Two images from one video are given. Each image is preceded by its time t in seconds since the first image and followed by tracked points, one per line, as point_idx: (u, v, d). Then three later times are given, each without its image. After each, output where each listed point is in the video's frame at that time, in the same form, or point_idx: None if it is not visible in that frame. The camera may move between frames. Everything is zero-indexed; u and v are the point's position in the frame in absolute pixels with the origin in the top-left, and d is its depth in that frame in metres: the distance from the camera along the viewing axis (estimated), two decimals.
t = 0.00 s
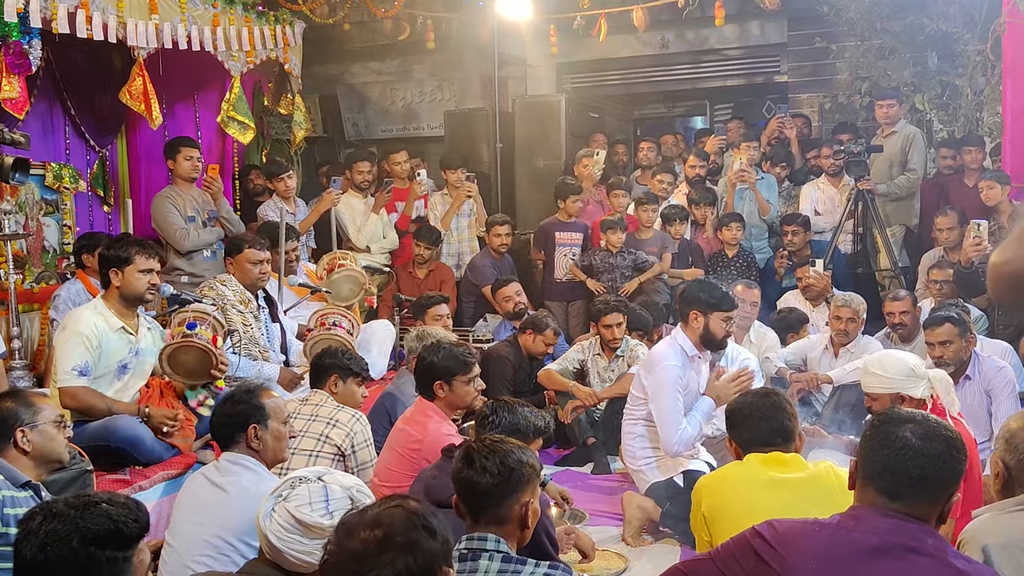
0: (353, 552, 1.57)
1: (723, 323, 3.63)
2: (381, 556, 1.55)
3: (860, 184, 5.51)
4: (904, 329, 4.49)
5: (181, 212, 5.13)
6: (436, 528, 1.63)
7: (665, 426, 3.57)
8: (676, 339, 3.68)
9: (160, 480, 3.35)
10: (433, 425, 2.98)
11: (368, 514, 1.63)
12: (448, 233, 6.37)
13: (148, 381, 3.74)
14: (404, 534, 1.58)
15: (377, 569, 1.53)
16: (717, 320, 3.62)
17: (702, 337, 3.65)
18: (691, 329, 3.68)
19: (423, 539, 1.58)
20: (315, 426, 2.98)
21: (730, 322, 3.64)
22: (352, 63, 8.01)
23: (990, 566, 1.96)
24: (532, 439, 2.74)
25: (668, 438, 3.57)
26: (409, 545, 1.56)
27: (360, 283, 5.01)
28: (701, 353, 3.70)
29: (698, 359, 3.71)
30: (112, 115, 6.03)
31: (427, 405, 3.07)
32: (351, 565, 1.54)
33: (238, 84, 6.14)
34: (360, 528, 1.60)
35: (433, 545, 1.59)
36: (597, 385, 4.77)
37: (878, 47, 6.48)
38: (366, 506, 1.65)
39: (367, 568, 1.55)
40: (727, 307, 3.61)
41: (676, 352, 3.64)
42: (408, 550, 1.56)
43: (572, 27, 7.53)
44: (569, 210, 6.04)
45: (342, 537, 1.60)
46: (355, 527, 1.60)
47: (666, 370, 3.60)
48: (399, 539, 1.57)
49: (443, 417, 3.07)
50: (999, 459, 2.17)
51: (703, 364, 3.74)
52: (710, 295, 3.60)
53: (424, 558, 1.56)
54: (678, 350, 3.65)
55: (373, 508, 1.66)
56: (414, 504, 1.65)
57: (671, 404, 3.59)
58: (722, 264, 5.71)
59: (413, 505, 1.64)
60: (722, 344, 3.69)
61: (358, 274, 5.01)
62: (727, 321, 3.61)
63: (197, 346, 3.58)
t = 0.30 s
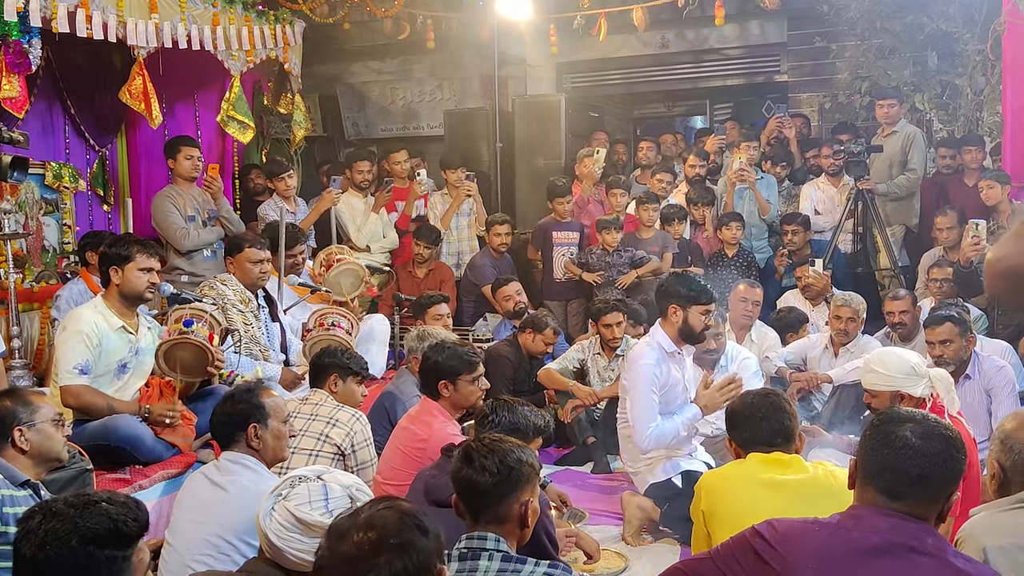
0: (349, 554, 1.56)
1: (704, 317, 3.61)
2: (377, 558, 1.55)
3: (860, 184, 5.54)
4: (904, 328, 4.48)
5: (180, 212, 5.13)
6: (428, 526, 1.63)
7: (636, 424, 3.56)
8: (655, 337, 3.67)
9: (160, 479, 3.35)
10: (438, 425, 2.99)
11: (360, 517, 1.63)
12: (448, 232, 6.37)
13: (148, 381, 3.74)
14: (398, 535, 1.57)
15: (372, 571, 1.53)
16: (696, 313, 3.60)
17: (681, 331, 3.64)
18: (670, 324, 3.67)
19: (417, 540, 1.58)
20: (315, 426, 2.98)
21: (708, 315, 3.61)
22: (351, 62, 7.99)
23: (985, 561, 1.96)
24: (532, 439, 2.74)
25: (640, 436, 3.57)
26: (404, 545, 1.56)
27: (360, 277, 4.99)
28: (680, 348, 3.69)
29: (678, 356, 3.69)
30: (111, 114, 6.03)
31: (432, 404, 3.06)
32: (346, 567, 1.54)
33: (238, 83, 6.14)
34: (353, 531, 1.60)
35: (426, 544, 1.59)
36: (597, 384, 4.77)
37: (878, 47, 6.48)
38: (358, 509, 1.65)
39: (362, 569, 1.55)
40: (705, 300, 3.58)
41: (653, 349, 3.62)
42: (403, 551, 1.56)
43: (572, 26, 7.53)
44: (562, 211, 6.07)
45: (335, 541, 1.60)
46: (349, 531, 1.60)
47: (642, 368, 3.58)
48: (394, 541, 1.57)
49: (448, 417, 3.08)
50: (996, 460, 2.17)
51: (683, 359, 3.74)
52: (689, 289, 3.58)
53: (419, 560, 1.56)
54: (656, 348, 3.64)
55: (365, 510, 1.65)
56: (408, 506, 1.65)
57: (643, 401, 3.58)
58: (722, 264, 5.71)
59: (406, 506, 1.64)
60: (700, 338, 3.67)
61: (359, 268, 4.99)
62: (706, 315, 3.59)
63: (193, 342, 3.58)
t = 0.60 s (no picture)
0: (346, 553, 1.57)
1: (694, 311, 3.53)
2: (373, 557, 1.55)
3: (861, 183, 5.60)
4: (904, 327, 4.48)
5: (181, 211, 5.13)
6: (425, 525, 1.63)
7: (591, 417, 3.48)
8: (643, 334, 3.58)
9: (160, 478, 3.35)
10: (440, 422, 2.99)
11: (356, 516, 1.63)
12: (448, 231, 6.36)
13: (148, 380, 3.73)
14: (394, 533, 1.57)
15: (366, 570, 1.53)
16: (687, 309, 3.51)
17: (672, 327, 3.54)
18: (660, 321, 3.57)
19: (413, 538, 1.58)
20: (315, 425, 2.98)
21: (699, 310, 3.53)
22: (351, 61, 7.98)
23: (978, 555, 1.96)
24: (532, 437, 2.74)
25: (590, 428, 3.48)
26: (400, 544, 1.56)
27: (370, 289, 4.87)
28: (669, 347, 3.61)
29: (665, 357, 3.60)
30: (111, 113, 6.03)
31: (434, 402, 3.07)
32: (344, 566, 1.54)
33: (237, 82, 6.14)
34: (350, 530, 1.60)
35: (423, 542, 1.59)
36: (597, 383, 4.78)
37: (878, 46, 6.48)
38: (354, 507, 1.65)
39: (359, 568, 1.55)
40: (696, 295, 3.50)
41: (640, 348, 3.55)
42: (399, 549, 1.56)
43: (572, 25, 7.54)
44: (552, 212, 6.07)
45: (331, 540, 1.61)
46: (345, 530, 1.60)
47: (625, 367, 3.51)
48: (389, 540, 1.57)
49: (450, 415, 3.08)
50: (995, 459, 2.18)
51: (671, 358, 3.67)
52: (678, 284, 3.49)
53: (415, 557, 1.56)
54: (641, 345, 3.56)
55: (361, 509, 1.66)
56: (404, 505, 1.65)
57: (605, 396, 3.49)
58: (722, 263, 5.70)
59: (402, 505, 1.64)
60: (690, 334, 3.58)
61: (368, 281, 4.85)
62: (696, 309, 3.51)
63: (198, 346, 3.56)
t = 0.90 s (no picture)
0: (345, 554, 1.57)
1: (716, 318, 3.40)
2: (371, 558, 1.55)
3: (860, 182, 5.46)
4: (904, 326, 4.48)
5: (180, 210, 5.13)
6: (425, 525, 1.63)
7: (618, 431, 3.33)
8: (659, 339, 3.41)
9: (160, 477, 3.35)
10: (439, 422, 3.00)
11: (356, 516, 1.63)
12: (448, 230, 6.36)
13: (148, 379, 3.73)
14: (393, 534, 1.57)
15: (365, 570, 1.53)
16: (712, 316, 3.38)
17: (695, 333, 3.39)
18: (678, 326, 3.40)
19: (413, 538, 1.58)
20: (315, 424, 2.98)
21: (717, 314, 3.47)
22: (351, 60, 7.96)
23: (976, 553, 1.96)
24: (531, 435, 2.74)
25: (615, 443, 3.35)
26: (398, 545, 1.56)
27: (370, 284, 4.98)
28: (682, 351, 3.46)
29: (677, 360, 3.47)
30: (110, 112, 6.03)
31: (433, 402, 3.07)
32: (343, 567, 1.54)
33: (237, 82, 6.14)
34: (349, 530, 1.60)
35: (422, 543, 1.59)
36: (597, 382, 4.78)
37: (878, 46, 6.46)
38: (353, 507, 1.65)
39: (358, 568, 1.55)
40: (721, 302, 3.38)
41: (662, 354, 3.38)
42: (398, 550, 1.56)
43: (572, 25, 7.55)
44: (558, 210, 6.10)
45: (330, 540, 1.61)
46: (344, 530, 1.60)
47: (651, 374, 3.34)
48: (389, 541, 1.57)
49: (449, 415, 3.08)
50: (994, 458, 2.18)
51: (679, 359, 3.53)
52: (707, 292, 3.32)
53: (413, 558, 1.56)
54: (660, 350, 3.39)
55: (361, 509, 1.65)
56: (403, 504, 1.65)
57: (630, 410, 3.35)
58: (722, 262, 5.69)
59: (401, 505, 1.64)
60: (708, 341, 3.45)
61: (369, 277, 4.97)
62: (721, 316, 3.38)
63: (192, 341, 3.61)
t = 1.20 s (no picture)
0: (346, 554, 1.57)
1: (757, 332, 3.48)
2: (372, 559, 1.55)
3: (861, 183, 5.54)
4: (904, 326, 4.48)
5: (180, 210, 5.13)
6: (425, 525, 1.63)
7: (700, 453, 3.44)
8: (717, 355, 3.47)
9: (160, 476, 3.37)
10: (439, 422, 3.00)
11: (357, 516, 1.63)
12: (448, 230, 6.36)
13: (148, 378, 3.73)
14: (393, 534, 1.57)
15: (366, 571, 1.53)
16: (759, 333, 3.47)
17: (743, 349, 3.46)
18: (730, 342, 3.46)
19: (413, 538, 1.58)
20: (315, 423, 2.98)
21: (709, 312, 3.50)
22: (351, 60, 7.97)
23: (975, 553, 1.96)
24: (531, 434, 2.75)
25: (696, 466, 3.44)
26: (399, 546, 1.56)
27: (384, 300, 4.89)
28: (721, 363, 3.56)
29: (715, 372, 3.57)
30: (110, 111, 6.02)
31: (433, 402, 3.08)
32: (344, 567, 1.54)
33: (237, 81, 6.13)
34: (350, 530, 1.60)
35: (422, 544, 1.59)
36: (597, 382, 4.79)
37: (879, 45, 6.45)
38: (355, 507, 1.65)
39: (359, 569, 1.56)
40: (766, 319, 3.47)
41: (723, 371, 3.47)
42: (398, 551, 1.56)
43: (572, 24, 7.56)
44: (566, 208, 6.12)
45: (331, 540, 1.61)
46: (345, 530, 1.60)
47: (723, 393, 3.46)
48: (389, 542, 1.56)
49: (448, 415, 3.08)
50: (995, 458, 2.18)
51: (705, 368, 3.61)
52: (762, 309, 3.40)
53: (414, 557, 1.57)
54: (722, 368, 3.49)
55: (362, 509, 1.65)
56: (404, 504, 1.65)
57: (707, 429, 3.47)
58: (722, 262, 5.69)
59: (402, 505, 1.64)
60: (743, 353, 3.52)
61: (385, 293, 4.90)
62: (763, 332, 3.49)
63: (199, 346, 3.57)
